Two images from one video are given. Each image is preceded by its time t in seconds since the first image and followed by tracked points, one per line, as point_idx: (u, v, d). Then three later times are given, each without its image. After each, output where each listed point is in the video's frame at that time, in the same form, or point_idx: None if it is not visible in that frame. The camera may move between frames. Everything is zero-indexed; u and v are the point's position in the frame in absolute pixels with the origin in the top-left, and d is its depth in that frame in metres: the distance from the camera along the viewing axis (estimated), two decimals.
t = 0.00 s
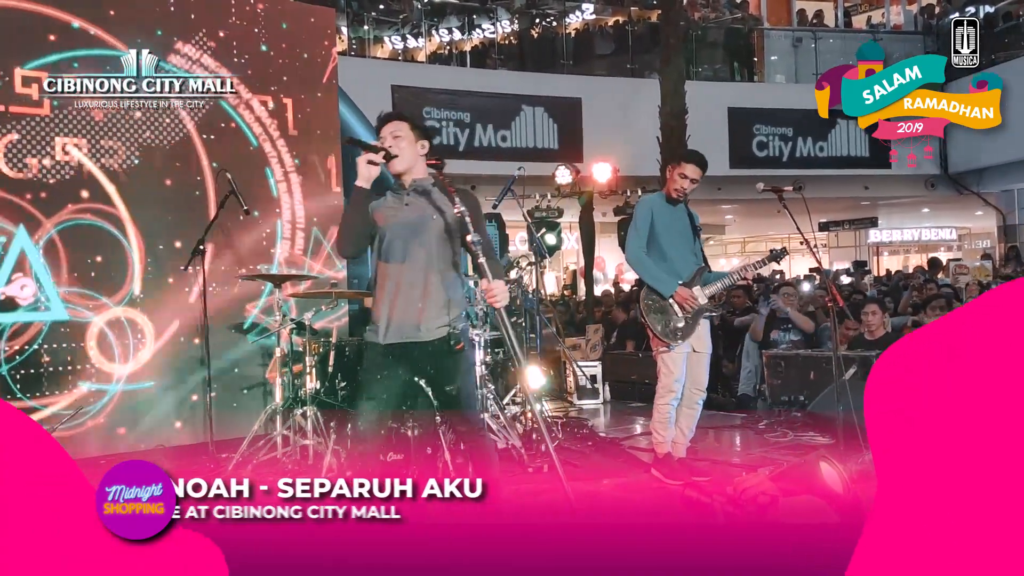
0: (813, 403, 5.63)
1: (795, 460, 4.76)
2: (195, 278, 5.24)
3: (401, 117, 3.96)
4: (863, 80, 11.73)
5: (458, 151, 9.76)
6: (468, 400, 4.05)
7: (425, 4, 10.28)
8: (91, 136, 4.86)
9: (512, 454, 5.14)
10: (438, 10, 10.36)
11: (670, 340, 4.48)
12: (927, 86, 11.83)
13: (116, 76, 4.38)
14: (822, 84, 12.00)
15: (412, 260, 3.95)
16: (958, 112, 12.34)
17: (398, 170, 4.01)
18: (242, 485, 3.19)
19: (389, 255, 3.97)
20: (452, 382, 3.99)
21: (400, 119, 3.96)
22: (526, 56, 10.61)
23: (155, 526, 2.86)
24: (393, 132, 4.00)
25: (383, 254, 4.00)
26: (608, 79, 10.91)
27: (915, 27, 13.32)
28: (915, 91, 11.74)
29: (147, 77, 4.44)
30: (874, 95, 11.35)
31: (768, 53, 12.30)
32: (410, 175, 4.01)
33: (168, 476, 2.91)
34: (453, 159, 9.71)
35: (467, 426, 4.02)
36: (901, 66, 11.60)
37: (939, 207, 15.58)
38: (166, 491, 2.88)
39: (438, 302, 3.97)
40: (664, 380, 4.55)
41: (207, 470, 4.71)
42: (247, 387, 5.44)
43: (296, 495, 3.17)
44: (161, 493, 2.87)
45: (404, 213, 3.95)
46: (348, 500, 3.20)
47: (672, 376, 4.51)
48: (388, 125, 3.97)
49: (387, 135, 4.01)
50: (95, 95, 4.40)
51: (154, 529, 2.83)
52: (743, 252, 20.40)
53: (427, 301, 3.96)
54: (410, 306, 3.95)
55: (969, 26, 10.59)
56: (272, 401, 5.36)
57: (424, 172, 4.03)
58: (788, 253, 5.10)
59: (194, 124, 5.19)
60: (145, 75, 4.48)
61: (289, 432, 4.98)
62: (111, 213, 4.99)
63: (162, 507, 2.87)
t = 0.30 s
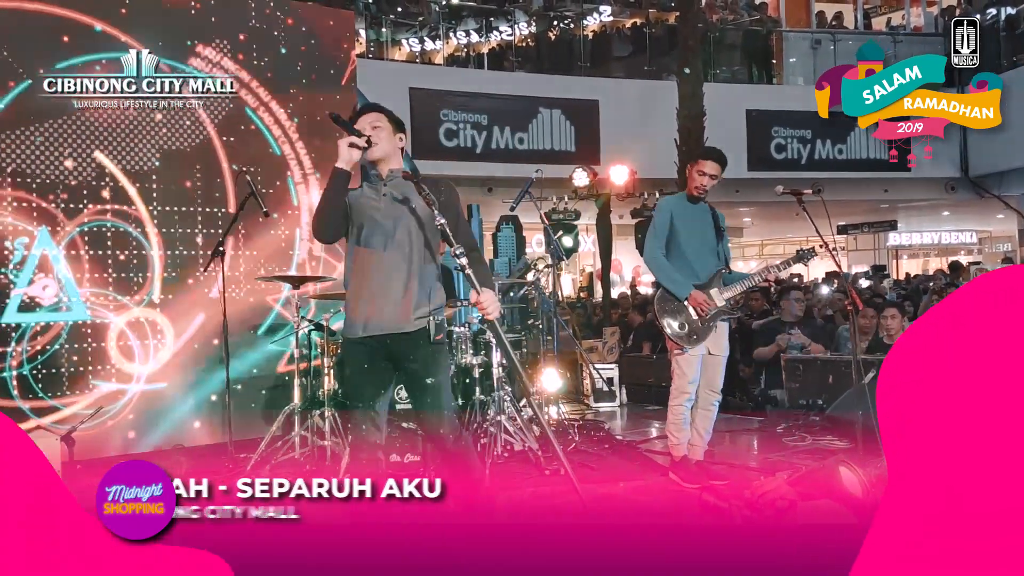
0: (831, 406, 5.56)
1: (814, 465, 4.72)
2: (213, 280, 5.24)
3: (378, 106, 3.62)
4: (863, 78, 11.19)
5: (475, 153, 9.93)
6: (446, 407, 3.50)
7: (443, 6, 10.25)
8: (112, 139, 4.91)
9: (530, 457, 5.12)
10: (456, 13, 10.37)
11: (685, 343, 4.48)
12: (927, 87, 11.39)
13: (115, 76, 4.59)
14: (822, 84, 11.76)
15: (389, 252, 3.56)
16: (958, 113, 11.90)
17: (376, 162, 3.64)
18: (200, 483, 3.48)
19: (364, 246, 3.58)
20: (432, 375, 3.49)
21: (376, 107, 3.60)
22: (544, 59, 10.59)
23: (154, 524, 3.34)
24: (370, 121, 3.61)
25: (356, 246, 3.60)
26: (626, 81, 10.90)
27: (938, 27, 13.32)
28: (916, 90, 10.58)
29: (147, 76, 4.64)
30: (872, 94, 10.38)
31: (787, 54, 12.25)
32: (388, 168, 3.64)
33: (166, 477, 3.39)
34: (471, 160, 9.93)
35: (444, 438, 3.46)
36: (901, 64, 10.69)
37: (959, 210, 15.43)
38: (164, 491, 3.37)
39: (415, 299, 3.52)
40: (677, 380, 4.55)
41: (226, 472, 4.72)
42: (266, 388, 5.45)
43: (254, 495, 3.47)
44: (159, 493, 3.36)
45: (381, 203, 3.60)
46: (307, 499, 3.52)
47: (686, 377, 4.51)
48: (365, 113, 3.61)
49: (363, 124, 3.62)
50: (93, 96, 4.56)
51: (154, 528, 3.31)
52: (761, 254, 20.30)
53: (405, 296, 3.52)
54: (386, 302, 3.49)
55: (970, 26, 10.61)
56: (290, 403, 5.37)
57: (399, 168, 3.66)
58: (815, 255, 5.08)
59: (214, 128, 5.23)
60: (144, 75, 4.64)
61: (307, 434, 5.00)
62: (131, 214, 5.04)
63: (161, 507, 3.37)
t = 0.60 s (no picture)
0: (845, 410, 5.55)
1: (828, 469, 4.69)
2: (228, 282, 5.26)
3: (359, 100, 3.76)
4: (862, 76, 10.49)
5: (487, 156, 9.84)
6: (430, 393, 3.64)
7: (456, 8, 10.03)
8: (128, 141, 4.95)
9: (542, 459, 5.12)
10: (469, 15, 10.19)
11: (692, 346, 4.50)
12: (926, 87, 11.29)
13: (115, 76, 4.88)
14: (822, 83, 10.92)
15: (379, 247, 3.65)
16: (958, 112, 11.94)
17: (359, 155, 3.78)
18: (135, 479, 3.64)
19: (354, 244, 3.66)
20: (418, 365, 3.61)
21: (357, 101, 3.75)
22: (556, 61, 10.51)
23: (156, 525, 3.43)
24: (352, 114, 3.76)
25: (347, 245, 3.68)
26: (639, 83, 10.89)
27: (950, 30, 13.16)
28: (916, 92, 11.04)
29: (148, 77, 4.93)
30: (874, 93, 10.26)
31: (801, 57, 11.95)
32: (371, 160, 3.78)
33: (164, 478, 3.49)
34: (483, 164, 9.83)
35: (422, 428, 3.61)
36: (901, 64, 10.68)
37: (973, 213, 15.35)
38: (163, 492, 3.47)
39: (408, 294, 3.63)
40: (685, 381, 4.57)
41: (241, 474, 4.74)
42: (279, 390, 5.46)
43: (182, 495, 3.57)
44: (159, 494, 3.46)
45: (367, 197, 3.68)
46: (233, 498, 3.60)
47: (695, 379, 4.52)
48: (347, 107, 3.75)
49: (346, 117, 3.76)
50: (97, 95, 4.81)
51: (154, 527, 3.40)
52: (773, 257, 20.24)
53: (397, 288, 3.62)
54: (378, 296, 3.59)
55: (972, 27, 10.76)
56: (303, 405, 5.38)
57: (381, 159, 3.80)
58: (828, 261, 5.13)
59: (228, 131, 5.26)
60: (146, 75, 4.93)
61: (321, 436, 5.03)
62: (147, 216, 5.05)
63: (161, 508, 3.46)
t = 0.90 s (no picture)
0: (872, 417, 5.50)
1: (856, 476, 4.64)
2: (252, 287, 5.30)
3: (363, 103, 3.11)
4: (862, 80, 11.88)
5: (509, 161, 10.01)
6: (433, 389, 3.00)
7: (478, 14, 10.02)
8: (154, 147, 5.01)
9: (565, 465, 5.11)
10: (491, 21, 10.15)
11: (715, 352, 4.45)
12: (928, 87, 12.04)
13: (115, 77, 4.95)
14: (822, 84, 11.65)
15: (399, 267, 3.03)
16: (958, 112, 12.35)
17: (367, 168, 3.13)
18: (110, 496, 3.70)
19: (372, 267, 3.07)
20: (422, 349, 2.99)
21: (359, 105, 3.10)
22: (579, 66, 10.49)
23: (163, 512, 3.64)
24: (357, 119, 3.12)
25: (364, 271, 3.07)
26: (662, 88, 10.88)
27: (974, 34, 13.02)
28: (916, 92, 12.01)
29: (148, 78, 5.00)
30: (873, 95, 11.77)
31: (824, 61, 11.91)
32: (382, 171, 3.14)
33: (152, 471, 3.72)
34: (506, 168, 10.02)
35: (415, 410, 2.94)
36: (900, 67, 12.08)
37: (1001, 218, 15.15)
38: (156, 483, 3.68)
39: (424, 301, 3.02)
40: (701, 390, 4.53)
41: (266, 479, 4.77)
42: (303, 395, 5.49)
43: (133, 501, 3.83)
44: (153, 486, 3.67)
45: (383, 213, 3.08)
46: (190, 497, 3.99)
47: (711, 387, 4.48)
48: (349, 112, 3.10)
49: (349, 124, 3.12)
50: (97, 94, 4.87)
51: (162, 516, 3.60)
52: (797, 262, 20.12)
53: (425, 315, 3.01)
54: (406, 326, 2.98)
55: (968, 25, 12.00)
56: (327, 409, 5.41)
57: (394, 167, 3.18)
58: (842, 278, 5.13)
59: (251, 137, 5.33)
60: (145, 75, 4.99)
61: (345, 440, 5.02)
62: (173, 221, 5.09)
63: (160, 497, 3.65)
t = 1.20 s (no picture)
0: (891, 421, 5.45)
1: (875, 482, 4.59)
2: (270, 292, 5.34)
3: (372, 109, 2.85)
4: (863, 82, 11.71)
5: (524, 164, 10.05)
6: (448, 397, 2.77)
7: (494, 18, 9.87)
8: (173, 152, 5.05)
9: (581, 470, 5.09)
10: (506, 25, 10.07)
11: (736, 361, 4.40)
12: (928, 89, 12.01)
13: (115, 76, 4.91)
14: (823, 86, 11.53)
15: (416, 277, 2.82)
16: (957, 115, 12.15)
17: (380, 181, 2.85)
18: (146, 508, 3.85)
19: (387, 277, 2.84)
20: (438, 357, 2.77)
21: (370, 113, 2.83)
22: (594, 70, 10.48)
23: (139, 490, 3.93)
24: (365, 128, 2.86)
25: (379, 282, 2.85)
26: (677, 92, 10.86)
27: (994, 36, 13.17)
28: (916, 94, 11.97)
29: (148, 77, 4.97)
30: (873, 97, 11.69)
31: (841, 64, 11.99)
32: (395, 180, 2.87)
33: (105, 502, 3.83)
34: (521, 172, 10.04)
35: (429, 418, 2.73)
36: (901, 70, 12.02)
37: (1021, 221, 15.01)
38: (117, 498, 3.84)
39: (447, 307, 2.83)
40: (717, 401, 4.47)
41: (281, 482, 4.77)
42: (320, 399, 5.50)
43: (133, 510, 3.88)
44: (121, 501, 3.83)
45: (399, 223, 2.83)
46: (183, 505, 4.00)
47: (726, 398, 4.43)
48: (357, 121, 2.84)
49: (357, 132, 2.86)
50: (99, 94, 4.83)
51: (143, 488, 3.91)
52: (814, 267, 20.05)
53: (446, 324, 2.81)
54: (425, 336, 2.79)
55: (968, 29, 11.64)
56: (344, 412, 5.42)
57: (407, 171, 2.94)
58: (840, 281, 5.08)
59: (268, 140, 5.35)
60: (145, 75, 4.98)
61: (361, 442, 4.99)
62: (192, 225, 5.12)
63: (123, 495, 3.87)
